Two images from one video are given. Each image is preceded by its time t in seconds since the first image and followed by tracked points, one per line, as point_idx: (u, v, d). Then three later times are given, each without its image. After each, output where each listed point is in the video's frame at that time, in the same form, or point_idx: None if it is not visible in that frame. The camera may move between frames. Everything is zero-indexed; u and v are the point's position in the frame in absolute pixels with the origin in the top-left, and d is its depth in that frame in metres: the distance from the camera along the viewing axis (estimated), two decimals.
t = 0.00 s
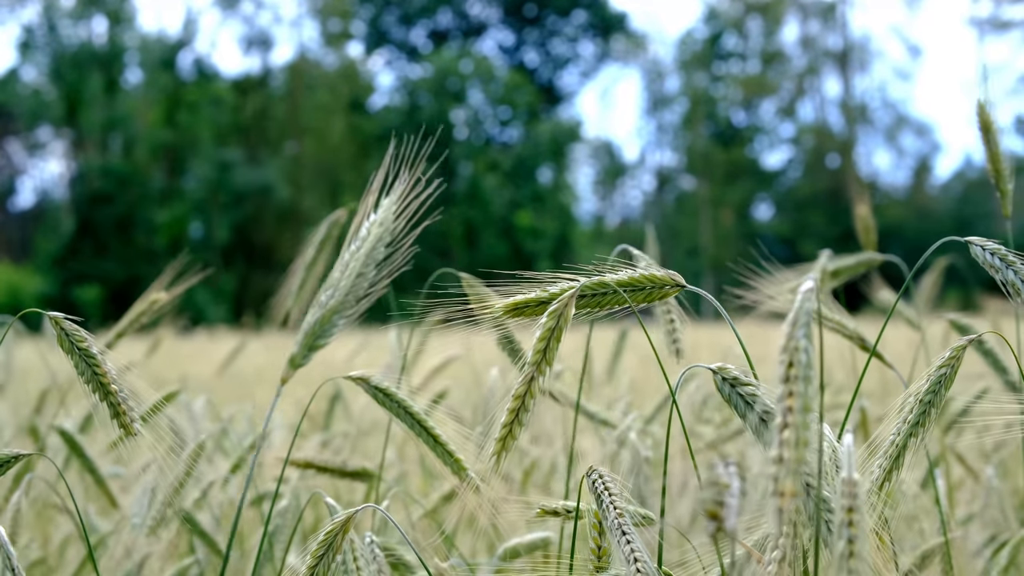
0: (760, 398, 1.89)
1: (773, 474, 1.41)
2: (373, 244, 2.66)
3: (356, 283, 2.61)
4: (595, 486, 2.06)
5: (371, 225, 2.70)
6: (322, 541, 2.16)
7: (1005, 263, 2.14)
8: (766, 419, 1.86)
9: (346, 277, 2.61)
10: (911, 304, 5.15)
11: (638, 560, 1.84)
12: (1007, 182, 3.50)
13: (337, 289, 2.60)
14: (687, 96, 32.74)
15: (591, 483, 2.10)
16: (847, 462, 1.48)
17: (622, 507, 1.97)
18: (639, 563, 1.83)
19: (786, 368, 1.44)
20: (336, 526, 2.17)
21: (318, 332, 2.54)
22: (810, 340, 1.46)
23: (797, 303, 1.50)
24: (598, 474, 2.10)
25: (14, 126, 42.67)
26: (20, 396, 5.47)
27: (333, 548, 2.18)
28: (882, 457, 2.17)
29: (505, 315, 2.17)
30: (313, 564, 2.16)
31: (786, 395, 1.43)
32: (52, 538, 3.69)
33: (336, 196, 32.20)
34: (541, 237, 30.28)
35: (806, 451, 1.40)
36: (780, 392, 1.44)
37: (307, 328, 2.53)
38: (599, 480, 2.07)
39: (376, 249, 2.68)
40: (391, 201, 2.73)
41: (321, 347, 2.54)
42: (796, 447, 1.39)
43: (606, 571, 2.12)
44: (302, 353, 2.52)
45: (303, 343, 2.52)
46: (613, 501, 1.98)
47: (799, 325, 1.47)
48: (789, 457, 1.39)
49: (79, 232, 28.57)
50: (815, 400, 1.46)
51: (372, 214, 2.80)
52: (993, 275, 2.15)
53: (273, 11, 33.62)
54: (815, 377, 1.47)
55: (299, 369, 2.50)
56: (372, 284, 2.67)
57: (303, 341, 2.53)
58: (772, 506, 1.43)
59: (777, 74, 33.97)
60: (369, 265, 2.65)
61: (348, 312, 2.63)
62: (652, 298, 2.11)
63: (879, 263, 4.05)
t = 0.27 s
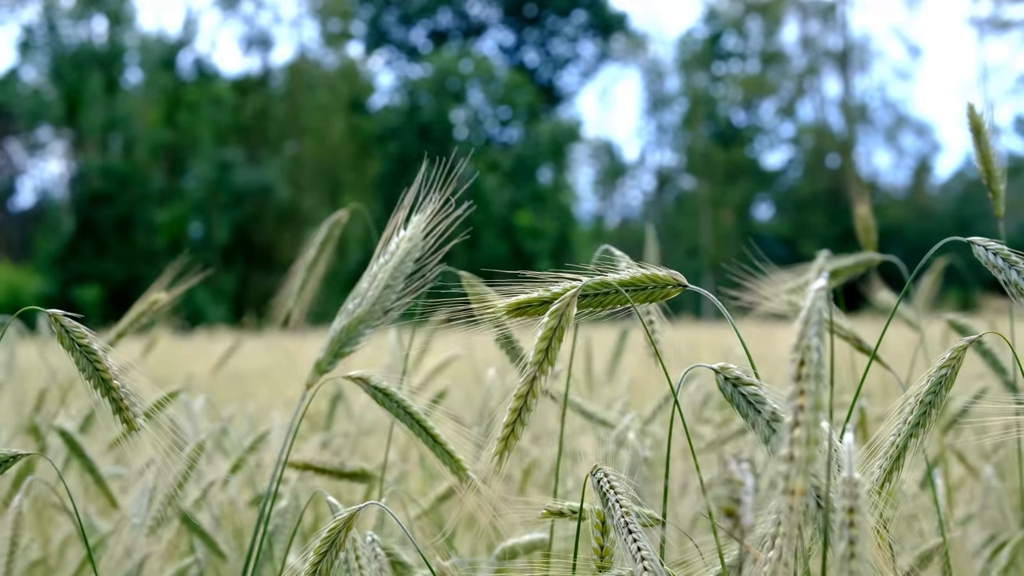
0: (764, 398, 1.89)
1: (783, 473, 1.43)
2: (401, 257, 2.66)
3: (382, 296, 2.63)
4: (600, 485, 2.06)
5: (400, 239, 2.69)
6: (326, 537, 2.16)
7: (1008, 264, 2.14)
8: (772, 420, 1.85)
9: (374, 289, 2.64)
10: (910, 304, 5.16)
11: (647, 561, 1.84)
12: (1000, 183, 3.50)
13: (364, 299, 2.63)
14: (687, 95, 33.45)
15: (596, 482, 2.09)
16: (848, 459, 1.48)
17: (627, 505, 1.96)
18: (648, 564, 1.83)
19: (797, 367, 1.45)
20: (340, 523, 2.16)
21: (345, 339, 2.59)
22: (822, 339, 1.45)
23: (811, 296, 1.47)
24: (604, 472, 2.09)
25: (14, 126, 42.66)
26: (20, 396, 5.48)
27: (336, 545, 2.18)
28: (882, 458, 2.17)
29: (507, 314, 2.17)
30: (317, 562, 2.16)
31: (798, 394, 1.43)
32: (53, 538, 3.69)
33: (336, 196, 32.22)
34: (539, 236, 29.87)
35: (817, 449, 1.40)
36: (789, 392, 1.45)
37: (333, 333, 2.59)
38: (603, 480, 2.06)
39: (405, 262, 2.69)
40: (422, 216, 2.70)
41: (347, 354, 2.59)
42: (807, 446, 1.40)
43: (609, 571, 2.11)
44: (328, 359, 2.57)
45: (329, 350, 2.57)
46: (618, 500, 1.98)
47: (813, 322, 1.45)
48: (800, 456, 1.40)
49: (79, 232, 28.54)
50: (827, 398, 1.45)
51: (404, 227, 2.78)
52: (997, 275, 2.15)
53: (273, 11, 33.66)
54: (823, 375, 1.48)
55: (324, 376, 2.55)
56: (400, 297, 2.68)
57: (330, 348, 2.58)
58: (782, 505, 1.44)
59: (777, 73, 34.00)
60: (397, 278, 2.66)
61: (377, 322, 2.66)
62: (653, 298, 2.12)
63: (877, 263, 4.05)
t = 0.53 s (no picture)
0: (768, 399, 1.87)
1: (785, 476, 1.43)
2: (421, 267, 2.41)
3: (402, 304, 2.37)
4: (600, 487, 2.05)
5: (419, 252, 2.46)
6: (326, 539, 2.13)
7: (1005, 265, 2.13)
8: (773, 416, 1.85)
9: (391, 296, 2.39)
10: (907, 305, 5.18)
11: (644, 561, 1.84)
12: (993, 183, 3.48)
13: (382, 306, 2.39)
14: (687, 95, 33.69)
15: (597, 483, 2.08)
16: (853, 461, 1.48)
17: (628, 507, 1.95)
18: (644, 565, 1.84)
19: (797, 367, 1.44)
20: (339, 525, 2.13)
21: (363, 345, 2.34)
22: (821, 337, 1.45)
23: (810, 296, 1.46)
24: (604, 473, 2.08)
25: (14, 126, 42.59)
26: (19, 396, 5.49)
27: (336, 547, 2.14)
28: (887, 458, 2.16)
29: (503, 313, 2.16)
30: (317, 563, 2.13)
31: (799, 392, 1.43)
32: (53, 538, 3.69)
33: (336, 196, 32.22)
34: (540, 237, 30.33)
35: (819, 447, 1.41)
36: (790, 392, 1.45)
37: (353, 340, 2.33)
38: (604, 480, 2.05)
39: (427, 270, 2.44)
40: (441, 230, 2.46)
41: (365, 362, 2.34)
42: (809, 445, 1.41)
43: (610, 572, 2.09)
44: (345, 364, 2.32)
45: (348, 354, 2.33)
46: (618, 502, 1.97)
47: (814, 322, 1.44)
48: (802, 455, 1.40)
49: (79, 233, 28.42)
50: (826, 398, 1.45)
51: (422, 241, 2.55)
52: (992, 276, 2.14)
53: (273, 11, 33.69)
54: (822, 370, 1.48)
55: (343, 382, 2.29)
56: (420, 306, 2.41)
57: (348, 353, 2.34)
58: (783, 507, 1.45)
59: (777, 74, 34.04)
60: (417, 289, 2.40)
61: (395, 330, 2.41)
62: (654, 296, 2.11)
63: (874, 264, 4.04)
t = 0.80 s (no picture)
0: (773, 401, 1.87)
1: (790, 479, 1.42)
2: (418, 271, 2.40)
3: (399, 308, 2.36)
4: (601, 488, 2.04)
5: (416, 257, 2.43)
6: (325, 542, 2.12)
7: (1001, 265, 2.13)
8: (778, 420, 1.84)
9: (390, 299, 2.36)
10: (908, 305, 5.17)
11: (645, 563, 1.84)
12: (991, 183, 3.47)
13: (380, 307, 2.38)
14: (687, 95, 33.69)
15: (597, 485, 2.07)
16: (861, 465, 1.48)
17: (629, 510, 1.95)
18: (646, 566, 1.83)
19: (804, 370, 1.44)
20: (338, 527, 2.12)
21: (361, 347, 2.34)
22: (828, 340, 1.45)
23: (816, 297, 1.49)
24: (605, 475, 2.07)
25: (13, 126, 42.56)
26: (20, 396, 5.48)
27: (336, 550, 2.13)
28: (890, 459, 2.15)
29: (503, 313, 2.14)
30: (317, 565, 2.12)
31: (805, 394, 1.42)
32: (53, 538, 3.69)
33: (335, 196, 32.20)
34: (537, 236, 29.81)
35: (825, 452, 1.39)
36: (797, 395, 1.44)
37: (351, 342, 2.32)
38: (604, 482, 2.05)
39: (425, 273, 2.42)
40: (438, 236, 2.44)
41: (364, 363, 2.34)
42: (815, 448, 1.39)
43: (610, 573, 2.08)
44: (343, 366, 2.31)
45: (346, 356, 2.32)
46: (620, 504, 1.96)
47: (819, 325, 1.46)
48: (808, 459, 1.39)
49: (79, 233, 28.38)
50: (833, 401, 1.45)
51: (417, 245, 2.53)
52: (990, 277, 2.14)
53: (273, 11, 33.68)
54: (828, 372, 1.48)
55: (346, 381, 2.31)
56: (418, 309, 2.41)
57: (346, 355, 2.33)
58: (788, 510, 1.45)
59: (777, 74, 34.04)
60: (416, 290, 2.39)
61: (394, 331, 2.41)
62: (657, 295, 2.11)
63: (872, 264, 4.03)
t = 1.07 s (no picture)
0: (775, 403, 1.87)
1: (793, 480, 1.42)
2: (400, 268, 2.38)
3: (381, 304, 2.35)
4: (600, 489, 2.04)
5: (398, 254, 2.42)
6: (325, 543, 2.12)
7: (1005, 267, 2.13)
8: (780, 423, 1.84)
9: (372, 295, 2.36)
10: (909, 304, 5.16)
11: (643, 562, 1.84)
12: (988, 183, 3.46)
13: (362, 304, 2.36)
14: (687, 95, 33.80)
15: (597, 486, 2.07)
16: (869, 466, 1.47)
17: (628, 511, 1.95)
18: (644, 566, 1.83)
19: (806, 372, 1.43)
20: (338, 528, 2.13)
21: (344, 344, 2.34)
22: (830, 342, 1.45)
23: (817, 300, 1.50)
24: (604, 476, 2.07)
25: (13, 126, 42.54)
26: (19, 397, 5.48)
27: (336, 552, 2.13)
28: (891, 458, 2.16)
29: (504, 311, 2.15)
30: (317, 566, 2.12)
31: (807, 396, 1.42)
32: (53, 538, 3.69)
33: (335, 196, 32.20)
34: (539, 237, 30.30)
35: (828, 454, 1.39)
36: (800, 395, 1.44)
37: (333, 339, 2.31)
38: (604, 483, 2.05)
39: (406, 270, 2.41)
40: (420, 232, 2.43)
41: (348, 360, 2.34)
42: (818, 450, 1.39)
43: (610, 573, 2.08)
44: (325, 364, 2.29)
45: (329, 353, 2.31)
46: (620, 505, 1.96)
47: (822, 328, 1.46)
48: (811, 461, 1.39)
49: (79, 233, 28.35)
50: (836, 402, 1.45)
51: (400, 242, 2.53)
52: (993, 279, 2.14)
53: (273, 11, 33.70)
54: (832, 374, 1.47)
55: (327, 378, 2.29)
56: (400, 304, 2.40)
57: (330, 352, 2.32)
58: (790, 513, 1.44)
59: (777, 73, 34.08)
60: (397, 288, 2.37)
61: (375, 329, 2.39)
62: (660, 294, 2.10)
63: (869, 264, 4.02)
